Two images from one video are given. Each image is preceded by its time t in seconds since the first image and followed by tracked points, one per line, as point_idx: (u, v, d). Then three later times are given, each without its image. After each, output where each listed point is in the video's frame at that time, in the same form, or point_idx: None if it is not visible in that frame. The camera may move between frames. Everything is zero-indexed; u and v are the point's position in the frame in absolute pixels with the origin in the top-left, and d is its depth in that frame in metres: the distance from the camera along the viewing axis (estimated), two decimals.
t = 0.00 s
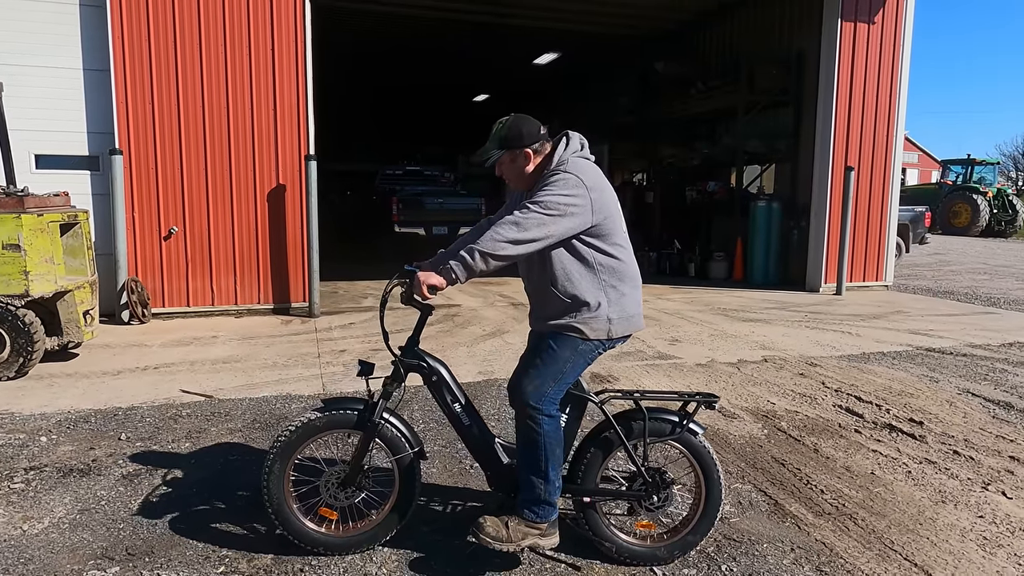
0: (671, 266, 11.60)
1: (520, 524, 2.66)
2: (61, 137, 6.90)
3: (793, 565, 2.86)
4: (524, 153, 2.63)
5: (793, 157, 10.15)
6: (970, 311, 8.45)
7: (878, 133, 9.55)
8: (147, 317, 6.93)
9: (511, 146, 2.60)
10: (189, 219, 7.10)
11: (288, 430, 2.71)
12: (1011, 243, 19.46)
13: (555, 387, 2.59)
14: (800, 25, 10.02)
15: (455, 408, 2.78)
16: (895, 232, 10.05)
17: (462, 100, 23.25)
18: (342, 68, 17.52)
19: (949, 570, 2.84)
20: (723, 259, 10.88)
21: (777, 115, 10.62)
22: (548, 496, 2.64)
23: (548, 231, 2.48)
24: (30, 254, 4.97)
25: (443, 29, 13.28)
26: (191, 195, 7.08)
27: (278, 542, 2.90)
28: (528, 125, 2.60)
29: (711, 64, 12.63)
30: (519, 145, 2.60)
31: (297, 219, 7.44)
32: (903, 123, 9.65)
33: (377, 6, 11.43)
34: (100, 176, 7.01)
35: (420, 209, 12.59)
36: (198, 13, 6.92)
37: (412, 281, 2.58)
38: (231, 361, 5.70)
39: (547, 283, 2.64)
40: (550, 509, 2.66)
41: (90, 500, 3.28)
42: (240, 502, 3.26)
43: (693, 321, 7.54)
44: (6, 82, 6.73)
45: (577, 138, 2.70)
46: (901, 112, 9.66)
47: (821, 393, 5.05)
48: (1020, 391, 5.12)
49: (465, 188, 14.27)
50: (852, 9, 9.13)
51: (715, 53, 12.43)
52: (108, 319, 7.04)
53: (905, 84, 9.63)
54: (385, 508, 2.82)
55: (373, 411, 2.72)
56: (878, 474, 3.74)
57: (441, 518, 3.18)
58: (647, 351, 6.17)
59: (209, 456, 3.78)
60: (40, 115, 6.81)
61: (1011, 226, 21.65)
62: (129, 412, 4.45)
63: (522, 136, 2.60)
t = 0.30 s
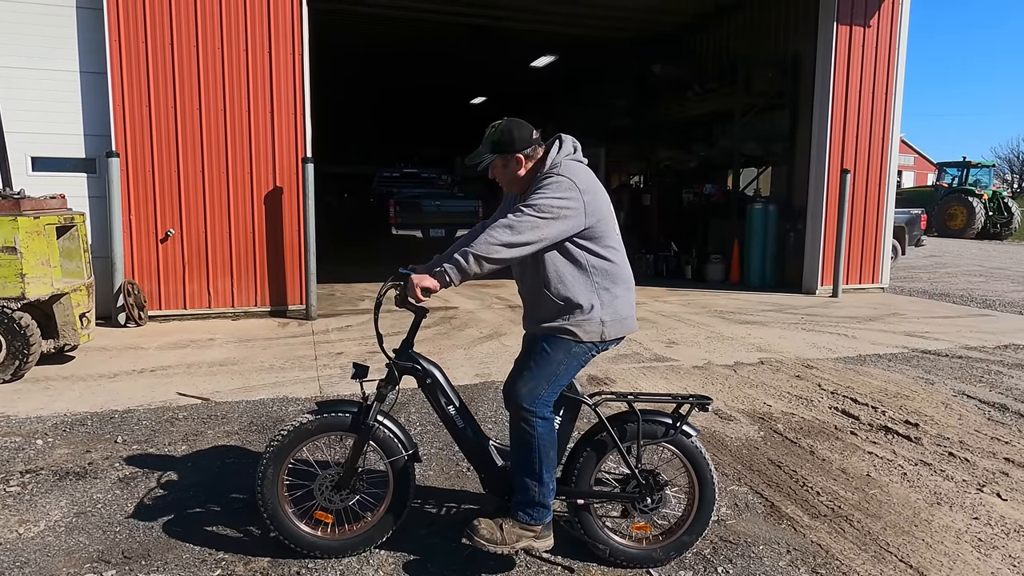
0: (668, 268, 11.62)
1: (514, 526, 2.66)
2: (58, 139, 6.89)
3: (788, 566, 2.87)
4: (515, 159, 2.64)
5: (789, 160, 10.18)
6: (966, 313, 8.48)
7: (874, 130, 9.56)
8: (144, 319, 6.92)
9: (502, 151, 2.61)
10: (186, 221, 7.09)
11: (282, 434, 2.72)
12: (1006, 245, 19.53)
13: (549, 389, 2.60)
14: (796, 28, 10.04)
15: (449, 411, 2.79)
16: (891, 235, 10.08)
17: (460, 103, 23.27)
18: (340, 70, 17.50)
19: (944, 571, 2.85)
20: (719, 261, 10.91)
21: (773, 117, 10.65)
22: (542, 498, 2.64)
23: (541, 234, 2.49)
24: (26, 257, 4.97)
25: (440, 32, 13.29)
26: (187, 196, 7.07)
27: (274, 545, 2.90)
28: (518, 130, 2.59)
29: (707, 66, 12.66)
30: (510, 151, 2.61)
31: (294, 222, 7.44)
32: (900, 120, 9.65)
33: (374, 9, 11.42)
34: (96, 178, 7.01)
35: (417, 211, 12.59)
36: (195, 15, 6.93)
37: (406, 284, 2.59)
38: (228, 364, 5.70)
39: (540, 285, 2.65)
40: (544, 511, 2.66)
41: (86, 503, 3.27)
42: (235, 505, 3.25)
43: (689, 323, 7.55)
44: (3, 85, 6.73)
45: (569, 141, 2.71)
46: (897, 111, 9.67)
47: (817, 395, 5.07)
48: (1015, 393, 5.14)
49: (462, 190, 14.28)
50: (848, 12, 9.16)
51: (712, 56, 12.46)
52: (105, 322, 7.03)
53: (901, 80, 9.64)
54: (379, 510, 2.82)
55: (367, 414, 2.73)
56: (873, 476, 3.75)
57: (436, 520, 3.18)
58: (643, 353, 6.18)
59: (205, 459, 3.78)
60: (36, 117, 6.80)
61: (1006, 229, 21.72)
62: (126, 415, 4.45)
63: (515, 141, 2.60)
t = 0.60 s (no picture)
0: (666, 268, 11.62)
1: (511, 527, 2.67)
2: (56, 138, 6.88)
3: (787, 565, 2.87)
4: (510, 158, 2.64)
5: (788, 160, 10.19)
6: (964, 313, 8.49)
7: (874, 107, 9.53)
8: (143, 319, 6.91)
9: (497, 150, 2.61)
10: (184, 221, 7.09)
11: (277, 435, 2.71)
12: (1005, 245, 19.54)
13: (546, 390, 2.60)
14: (794, 28, 10.05)
15: (445, 410, 2.78)
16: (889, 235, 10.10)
17: (458, 102, 23.28)
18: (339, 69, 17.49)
19: (942, 570, 2.86)
20: (718, 261, 10.92)
21: (772, 117, 10.66)
22: (539, 498, 2.65)
23: (537, 233, 2.49)
24: (24, 256, 4.96)
25: (439, 31, 13.28)
26: (186, 196, 7.07)
27: (272, 545, 2.90)
28: (512, 129, 2.60)
29: (706, 66, 12.66)
30: (505, 150, 2.61)
31: (293, 221, 7.43)
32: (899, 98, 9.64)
33: (372, 8, 11.41)
34: (95, 178, 7.00)
35: (416, 210, 12.57)
36: (194, 15, 6.93)
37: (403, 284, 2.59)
38: (227, 364, 5.70)
39: (536, 285, 2.65)
40: (541, 511, 2.67)
41: (85, 502, 3.27)
42: (233, 505, 3.25)
43: (688, 322, 7.56)
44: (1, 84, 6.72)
45: (565, 139, 2.71)
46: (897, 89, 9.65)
47: (816, 394, 5.08)
48: (1012, 392, 5.15)
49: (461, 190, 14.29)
50: (847, 12, 9.17)
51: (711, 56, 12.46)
52: (103, 321, 7.02)
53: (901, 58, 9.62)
54: (377, 510, 2.82)
55: (364, 414, 2.72)
56: (872, 475, 3.75)
57: (434, 520, 3.18)
58: (642, 353, 6.18)
59: (204, 458, 3.78)
60: (35, 116, 6.79)
61: (1004, 228, 21.76)
62: (124, 414, 4.45)
63: (510, 140, 2.60)
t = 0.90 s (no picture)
0: (665, 266, 11.63)
1: (510, 527, 2.68)
2: (55, 137, 6.88)
3: (786, 563, 2.88)
4: (508, 157, 2.64)
5: (787, 158, 10.20)
6: (962, 311, 8.50)
7: (874, 91, 9.52)
8: (142, 317, 6.92)
9: (495, 149, 2.62)
10: (184, 219, 7.09)
11: (275, 437, 2.72)
12: (1003, 243, 19.55)
13: (544, 391, 2.61)
14: (794, 26, 10.06)
15: (443, 410, 2.79)
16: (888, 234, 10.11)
17: (457, 100, 23.27)
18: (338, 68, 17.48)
19: (941, 568, 2.87)
20: (717, 259, 10.93)
21: (771, 116, 10.67)
22: (538, 498, 2.66)
23: (536, 234, 2.50)
24: (24, 255, 4.96)
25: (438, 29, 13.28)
26: (186, 195, 7.07)
27: (272, 544, 2.91)
28: (509, 128, 2.60)
29: (705, 64, 12.67)
30: (503, 148, 2.62)
31: (292, 220, 7.43)
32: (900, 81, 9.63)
33: (372, 6, 11.41)
34: (95, 176, 7.01)
35: (415, 209, 12.57)
36: (193, 16, 6.92)
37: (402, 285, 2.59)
38: (227, 362, 5.70)
39: (535, 286, 2.66)
40: (540, 511, 2.68)
41: (86, 501, 3.28)
42: (231, 505, 3.25)
43: (687, 321, 7.57)
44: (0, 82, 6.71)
45: (563, 139, 2.72)
46: (897, 74, 9.64)
47: (815, 392, 5.09)
48: (1011, 391, 5.17)
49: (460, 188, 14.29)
50: (846, 11, 9.17)
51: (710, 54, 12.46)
52: (103, 319, 7.03)
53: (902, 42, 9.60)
54: (376, 509, 2.83)
55: (362, 415, 2.73)
56: (871, 473, 3.77)
57: (432, 519, 3.18)
58: (642, 351, 6.19)
59: (205, 457, 3.79)
60: (34, 114, 6.79)
61: (1003, 227, 21.80)
62: (124, 413, 4.45)
63: (508, 138, 2.60)
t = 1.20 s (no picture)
0: (665, 265, 11.63)
1: (509, 528, 2.67)
2: (55, 135, 6.87)
3: (787, 563, 2.88)
4: (508, 155, 2.63)
5: (787, 157, 10.19)
6: (962, 310, 8.50)
7: (874, 92, 9.51)
8: (142, 316, 6.91)
9: (496, 147, 2.61)
10: (183, 219, 7.08)
11: (272, 438, 2.71)
12: (1003, 242, 19.53)
13: (544, 392, 2.60)
14: (793, 25, 10.05)
15: (442, 411, 2.78)
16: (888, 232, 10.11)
17: (456, 99, 23.25)
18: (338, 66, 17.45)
19: (942, 567, 2.87)
20: (717, 258, 10.92)
21: (771, 114, 10.66)
22: (537, 500, 2.65)
23: (536, 236, 2.49)
24: (24, 253, 4.95)
25: (438, 27, 13.26)
26: (185, 193, 7.06)
27: (271, 544, 2.90)
28: (511, 126, 2.59)
29: (705, 63, 12.65)
30: (504, 146, 2.61)
31: (292, 219, 7.42)
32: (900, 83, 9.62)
33: (371, 4, 11.39)
34: (94, 175, 7.00)
35: (415, 207, 12.56)
36: (192, 16, 6.91)
37: (401, 287, 2.58)
38: (226, 361, 5.69)
39: (535, 286, 2.65)
40: (539, 512, 2.67)
41: (85, 500, 3.27)
42: (229, 505, 3.24)
43: (687, 320, 7.57)
44: None
45: (564, 138, 2.71)
46: (897, 73, 9.63)
47: (815, 391, 5.09)
48: (1011, 389, 5.16)
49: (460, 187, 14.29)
50: (846, 9, 9.16)
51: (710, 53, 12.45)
52: (102, 318, 7.02)
53: (901, 45, 9.60)
54: (375, 509, 2.82)
55: (360, 415, 2.72)
56: (871, 472, 3.77)
57: (431, 519, 3.17)
58: (641, 350, 6.19)
59: (204, 456, 3.79)
60: (34, 113, 6.77)
61: (1003, 225, 21.80)
62: (124, 412, 4.45)
63: (510, 136, 2.60)
